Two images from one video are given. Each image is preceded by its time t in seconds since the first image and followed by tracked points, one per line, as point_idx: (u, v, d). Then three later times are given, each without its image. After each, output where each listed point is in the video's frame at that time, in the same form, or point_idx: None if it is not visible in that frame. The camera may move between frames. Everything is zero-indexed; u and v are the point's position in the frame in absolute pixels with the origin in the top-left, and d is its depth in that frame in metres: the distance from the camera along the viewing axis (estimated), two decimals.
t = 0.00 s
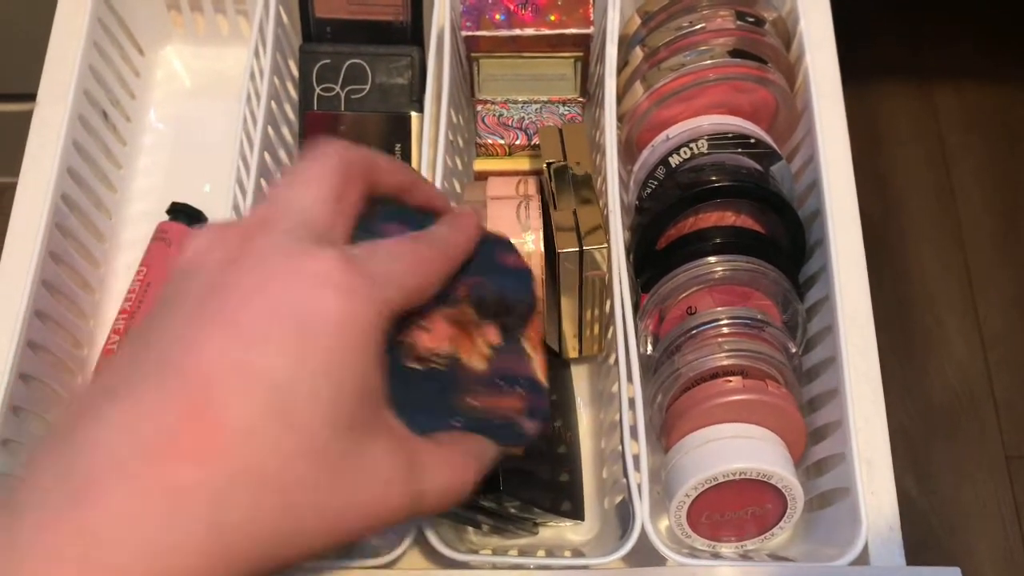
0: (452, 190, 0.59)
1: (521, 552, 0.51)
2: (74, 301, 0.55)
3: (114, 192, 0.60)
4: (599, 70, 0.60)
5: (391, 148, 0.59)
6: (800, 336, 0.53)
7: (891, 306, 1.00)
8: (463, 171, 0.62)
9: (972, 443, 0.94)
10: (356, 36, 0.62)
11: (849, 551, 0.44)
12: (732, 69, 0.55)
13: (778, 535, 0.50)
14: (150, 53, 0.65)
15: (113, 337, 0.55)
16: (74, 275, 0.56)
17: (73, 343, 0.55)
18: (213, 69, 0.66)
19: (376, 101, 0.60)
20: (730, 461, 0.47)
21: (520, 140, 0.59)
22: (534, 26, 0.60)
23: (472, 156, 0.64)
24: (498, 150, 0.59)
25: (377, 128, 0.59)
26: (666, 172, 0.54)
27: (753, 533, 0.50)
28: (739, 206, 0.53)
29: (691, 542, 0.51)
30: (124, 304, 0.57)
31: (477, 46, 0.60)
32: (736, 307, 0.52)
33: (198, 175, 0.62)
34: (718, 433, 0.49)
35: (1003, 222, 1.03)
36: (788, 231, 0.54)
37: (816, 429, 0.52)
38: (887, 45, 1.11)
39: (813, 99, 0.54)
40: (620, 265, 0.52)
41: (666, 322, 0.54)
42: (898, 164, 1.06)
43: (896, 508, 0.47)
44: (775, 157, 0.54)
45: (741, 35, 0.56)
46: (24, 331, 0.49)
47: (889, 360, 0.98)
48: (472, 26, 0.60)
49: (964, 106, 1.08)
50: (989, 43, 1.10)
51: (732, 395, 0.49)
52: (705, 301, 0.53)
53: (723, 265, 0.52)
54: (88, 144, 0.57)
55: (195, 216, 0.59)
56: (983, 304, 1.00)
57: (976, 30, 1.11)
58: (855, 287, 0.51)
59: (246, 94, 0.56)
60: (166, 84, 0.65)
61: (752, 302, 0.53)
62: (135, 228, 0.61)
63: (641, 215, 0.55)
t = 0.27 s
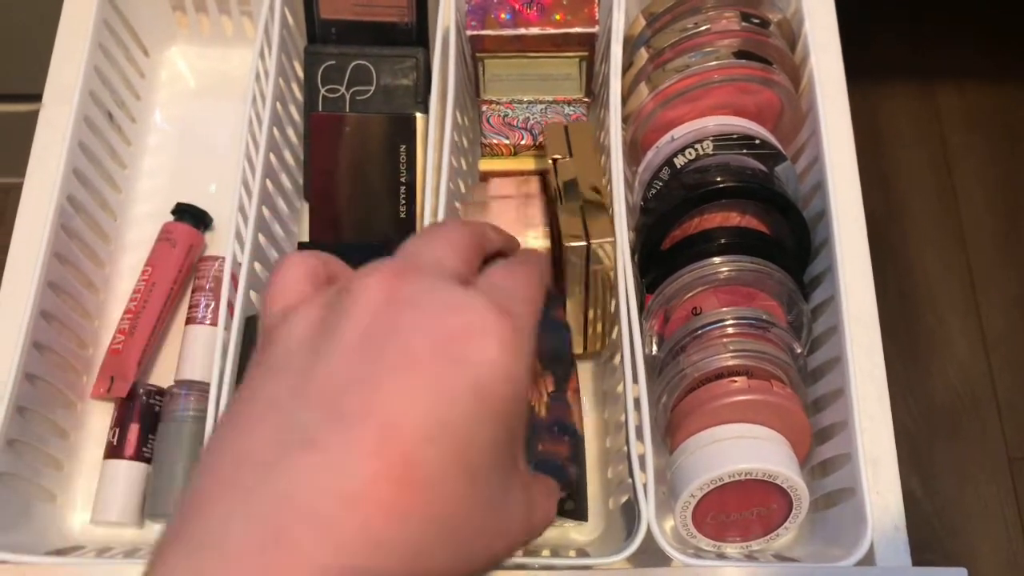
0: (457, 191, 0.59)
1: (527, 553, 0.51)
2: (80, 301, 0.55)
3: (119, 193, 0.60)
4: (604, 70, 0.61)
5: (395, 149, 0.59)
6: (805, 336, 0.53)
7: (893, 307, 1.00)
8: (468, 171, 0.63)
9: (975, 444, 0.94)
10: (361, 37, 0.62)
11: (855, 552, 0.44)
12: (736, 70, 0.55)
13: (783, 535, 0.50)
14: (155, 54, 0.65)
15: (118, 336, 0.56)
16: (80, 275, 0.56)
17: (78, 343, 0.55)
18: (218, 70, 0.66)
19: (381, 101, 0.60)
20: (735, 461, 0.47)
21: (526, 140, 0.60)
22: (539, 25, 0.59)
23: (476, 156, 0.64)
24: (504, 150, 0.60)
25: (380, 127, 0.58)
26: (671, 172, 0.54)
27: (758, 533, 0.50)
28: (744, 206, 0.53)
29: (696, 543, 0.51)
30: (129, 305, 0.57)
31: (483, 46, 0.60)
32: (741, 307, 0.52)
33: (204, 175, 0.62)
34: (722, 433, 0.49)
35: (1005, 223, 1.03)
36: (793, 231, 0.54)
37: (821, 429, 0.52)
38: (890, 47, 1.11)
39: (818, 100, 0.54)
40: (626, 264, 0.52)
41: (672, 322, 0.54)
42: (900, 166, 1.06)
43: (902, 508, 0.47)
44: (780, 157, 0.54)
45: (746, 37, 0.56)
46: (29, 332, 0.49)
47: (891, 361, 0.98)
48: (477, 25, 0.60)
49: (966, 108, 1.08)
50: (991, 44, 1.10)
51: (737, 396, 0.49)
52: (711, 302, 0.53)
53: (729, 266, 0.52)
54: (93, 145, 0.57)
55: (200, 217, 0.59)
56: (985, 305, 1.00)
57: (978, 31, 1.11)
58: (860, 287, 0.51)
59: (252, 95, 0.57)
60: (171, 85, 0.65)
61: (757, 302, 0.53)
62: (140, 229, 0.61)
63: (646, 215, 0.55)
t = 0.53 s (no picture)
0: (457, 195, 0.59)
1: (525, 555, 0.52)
2: (81, 304, 0.56)
3: (120, 196, 0.61)
4: (603, 75, 0.60)
5: (395, 153, 0.59)
6: (802, 339, 0.54)
7: (892, 308, 1.00)
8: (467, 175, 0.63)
9: (973, 445, 0.94)
10: (360, 40, 0.62)
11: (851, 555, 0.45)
12: (734, 74, 0.55)
13: (780, 537, 0.51)
14: (155, 58, 0.66)
15: (119, 339, 0.56)
16: (81, 279, 0.56)
17: (79, 346, 0.56)
18: (218, 74, 0.66)
19: (381, 105, 0.60)
20: (732, 464, 0.48)
21: (525, 146, 0.60)
22: (538, 34, 0.60)
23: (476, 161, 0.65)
24: (504, 155, 0.61)
25: (381, 132, 0.59)
26: (669, 176, 0.55)
27: (756, 535, 0.51)
28: (742, 209, 0.54)
29: (694, 545, 0.51)
30: (130, 308, 0.57)
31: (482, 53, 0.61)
32: (738, 310, 0.52)
33: (204, 179, 0.63)
34: (720, 436, 0.49)
35: (1003, 225, 1.04)
36: (790, 235, 0.54)
37: (818, 431, 0.52)
38: (888, 49, 1.11)
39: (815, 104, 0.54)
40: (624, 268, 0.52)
41: (670, 325, 0.54)
42: (899, 167, 1.06)
43: (898, 510, 0.47)
44: (777, 161, 0.55)
45: (743, 41, 0.56)
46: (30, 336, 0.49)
47: (890, 362, 0.98)
48: (475, 33, 0.60)
49: (964, 109, 1.09)
50: (988, 46, 1.11)
51: (734, 398, 0.49)
52: (708, 305, 0.53)
53: (727, 268, 0.52)
54: (94, 148, 0.57)
55: (200, 221, 0.59)
56: (984, 306, 1.00)
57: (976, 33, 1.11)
58: (857, 291, 0.51)
59: (252, 99, 0.57)
60: (172, 89, 0.66)
61: (755, 306, 0.53)
62: (141, 232, 0.61)
63: (644, 219, 0.55)
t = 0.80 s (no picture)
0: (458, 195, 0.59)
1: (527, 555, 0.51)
2: (81, 304, 0.56)
3: (119, 196, 0.61)
4: (603, 73, 0.60)
5: (395, 153, 0.59)
6: (804, 339, 0.53)
7: (893, 309, 1.00)
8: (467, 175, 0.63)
9: (974, 445, 0.94)
10: (360, 40, 0.62)
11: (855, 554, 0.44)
12: (735, 73, 0.55)
13: (782, 538, 0.50)
14: (155, 58, 0.65)
15: (119, 339, 0.56)
16: (81, 279, 0.56)
17: (78, 346, 0.55)
18: (217, 74, 0.66)
19: (381, 104, 0.60)
20: (734, 464, 0.47)
21: (525, 146, 0.60)
22: (539, 33, 0.60)
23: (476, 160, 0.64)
24: (504, 156, 0.60)
25: (381, 132, 0.59)
26: (670, 175, 0.54)
27: (758, 535, 0.51)
28: (743, 208, 0.53)
29: (696, 545, 0.51)
30: (129, 307, 0.57)
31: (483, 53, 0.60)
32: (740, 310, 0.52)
33: (204, 179, 0.62)
34: (721, 436, 0.49)
35: (1004, 225, 1.03)
36: (792, 234, 0.54)
37: (820, 431, 0.52)
38: (889, 49, 1.11)
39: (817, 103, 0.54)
40: (626, 266, 0.52)
41: (671, 324, 0.54)
42: (900, 168, 1.06)
43: (901, 511, 0.47)
44: (778, 160, 0.54)
45: (744, 40, 0.56)
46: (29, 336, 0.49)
47: (891, 362, 0.98)
48: (475, 33, 0.60)
49: (965, 110, 1.08)
50: (990, 47, 1.10)
51: (736, 399, 0.49)
52: (710, 305, 0.53)
53: (728, 268, 0.52)
54: (93, 148, 0.57)
55: (200, 221, 0.59)
56: (985, 307, 1.00)
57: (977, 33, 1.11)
58: (859, 291, 0.51)
59: (251, 99, 0.57)
60: (171, 88, 0.66)
61: (757, 305, 0.53)
62: (140, 232, 0.61)
63: (645, 218, 0.55)
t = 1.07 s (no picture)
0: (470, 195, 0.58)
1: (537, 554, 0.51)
2: (93, 302, 0.56)
3: (131, 193, 0.61)
4: (614, 72, 0.60)
5: (405, 150, 0.59)
6: (816, 337, 0.53)
7: (900, 308, 1.00)
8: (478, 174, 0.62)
9: (981, 444, 0.94)
10: (371, 39, 0.62)
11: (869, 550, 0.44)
12: (747, 72, 0.55)
13: (794, 536, 0.50)
14: (166, 55, 0.66)
15: (131, 337, 0.56)
16: (93, 277, 0.56)
17: (90, 343, 0.56)
18: (228, 72, 0.66)
19: (392, 103, 0.60)
20: (747, 461, 0.47)
21: (536, 146, 0.60)
22: (549, 34, 0.60)
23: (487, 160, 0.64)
24: (515, 155, 0.61)
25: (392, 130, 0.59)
26: (681, 173, 0.54)
27: (769, 533, 0.50)
28: (755, 206, 0.53)
29: (708, 543, 0.51)
30: (141, 305, 0.57)
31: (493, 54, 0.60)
32: (752, 308, 0.52)
33: (215, 177, 0.63)
34: (733, 434, 0.49)
35: (1011, 224, 1.03)
36: (802, 231, 0.54)
37: (831, 429, 0.52)
38: (896, 48, 1.11)
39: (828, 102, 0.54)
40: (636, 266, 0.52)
41: (682, 323, 0.54)
42: (907, 167, 1.06)
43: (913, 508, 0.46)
44: (790, 159, 0.54)
45: (755, 38, 0.56)
46: (42, 333, 0.49)
47: (898, 362, 0.98)
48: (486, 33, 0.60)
49: (972, 109, 1.08)
50: (998, 46, 1.10)
51: (747, 397, 0.49)
52: (721, 303, 0.53)
53: (739, 267, 0.52)
54: (105, 145, 0.57)
55: (211, 219, 0.59)
56: (992, 306, 1.00)
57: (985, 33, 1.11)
58: (871, 289, 0.51)
59: (263, 97, 0.57)
60: (182, 86, 0.66)
61: (768, 304, 0.53)
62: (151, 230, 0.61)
63: (657, 216, 0.55)
